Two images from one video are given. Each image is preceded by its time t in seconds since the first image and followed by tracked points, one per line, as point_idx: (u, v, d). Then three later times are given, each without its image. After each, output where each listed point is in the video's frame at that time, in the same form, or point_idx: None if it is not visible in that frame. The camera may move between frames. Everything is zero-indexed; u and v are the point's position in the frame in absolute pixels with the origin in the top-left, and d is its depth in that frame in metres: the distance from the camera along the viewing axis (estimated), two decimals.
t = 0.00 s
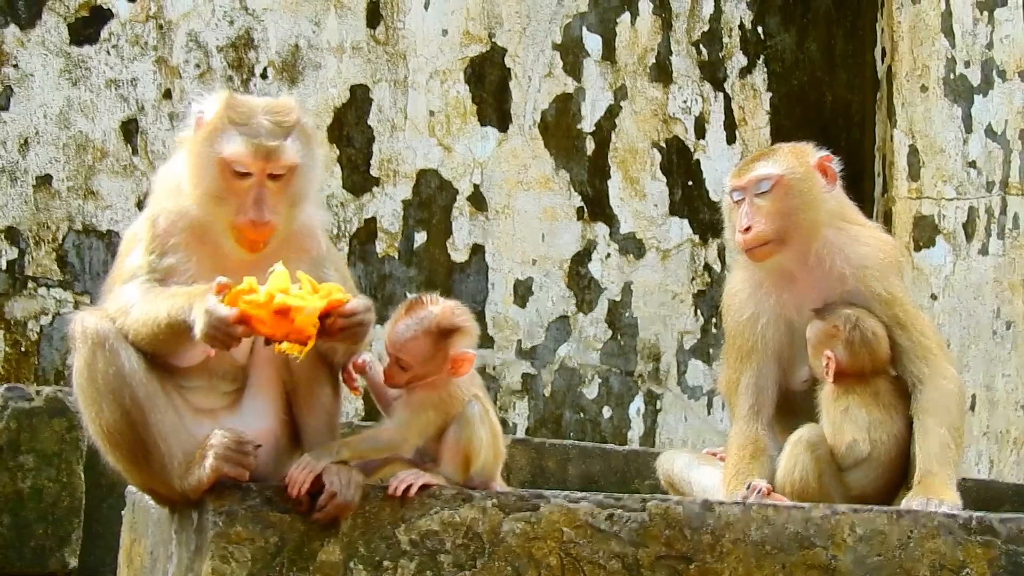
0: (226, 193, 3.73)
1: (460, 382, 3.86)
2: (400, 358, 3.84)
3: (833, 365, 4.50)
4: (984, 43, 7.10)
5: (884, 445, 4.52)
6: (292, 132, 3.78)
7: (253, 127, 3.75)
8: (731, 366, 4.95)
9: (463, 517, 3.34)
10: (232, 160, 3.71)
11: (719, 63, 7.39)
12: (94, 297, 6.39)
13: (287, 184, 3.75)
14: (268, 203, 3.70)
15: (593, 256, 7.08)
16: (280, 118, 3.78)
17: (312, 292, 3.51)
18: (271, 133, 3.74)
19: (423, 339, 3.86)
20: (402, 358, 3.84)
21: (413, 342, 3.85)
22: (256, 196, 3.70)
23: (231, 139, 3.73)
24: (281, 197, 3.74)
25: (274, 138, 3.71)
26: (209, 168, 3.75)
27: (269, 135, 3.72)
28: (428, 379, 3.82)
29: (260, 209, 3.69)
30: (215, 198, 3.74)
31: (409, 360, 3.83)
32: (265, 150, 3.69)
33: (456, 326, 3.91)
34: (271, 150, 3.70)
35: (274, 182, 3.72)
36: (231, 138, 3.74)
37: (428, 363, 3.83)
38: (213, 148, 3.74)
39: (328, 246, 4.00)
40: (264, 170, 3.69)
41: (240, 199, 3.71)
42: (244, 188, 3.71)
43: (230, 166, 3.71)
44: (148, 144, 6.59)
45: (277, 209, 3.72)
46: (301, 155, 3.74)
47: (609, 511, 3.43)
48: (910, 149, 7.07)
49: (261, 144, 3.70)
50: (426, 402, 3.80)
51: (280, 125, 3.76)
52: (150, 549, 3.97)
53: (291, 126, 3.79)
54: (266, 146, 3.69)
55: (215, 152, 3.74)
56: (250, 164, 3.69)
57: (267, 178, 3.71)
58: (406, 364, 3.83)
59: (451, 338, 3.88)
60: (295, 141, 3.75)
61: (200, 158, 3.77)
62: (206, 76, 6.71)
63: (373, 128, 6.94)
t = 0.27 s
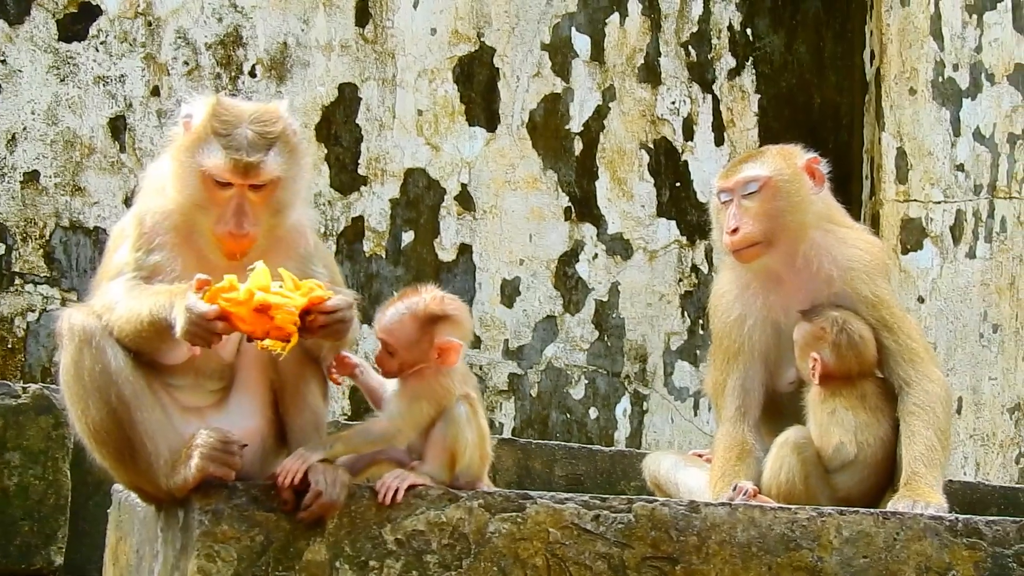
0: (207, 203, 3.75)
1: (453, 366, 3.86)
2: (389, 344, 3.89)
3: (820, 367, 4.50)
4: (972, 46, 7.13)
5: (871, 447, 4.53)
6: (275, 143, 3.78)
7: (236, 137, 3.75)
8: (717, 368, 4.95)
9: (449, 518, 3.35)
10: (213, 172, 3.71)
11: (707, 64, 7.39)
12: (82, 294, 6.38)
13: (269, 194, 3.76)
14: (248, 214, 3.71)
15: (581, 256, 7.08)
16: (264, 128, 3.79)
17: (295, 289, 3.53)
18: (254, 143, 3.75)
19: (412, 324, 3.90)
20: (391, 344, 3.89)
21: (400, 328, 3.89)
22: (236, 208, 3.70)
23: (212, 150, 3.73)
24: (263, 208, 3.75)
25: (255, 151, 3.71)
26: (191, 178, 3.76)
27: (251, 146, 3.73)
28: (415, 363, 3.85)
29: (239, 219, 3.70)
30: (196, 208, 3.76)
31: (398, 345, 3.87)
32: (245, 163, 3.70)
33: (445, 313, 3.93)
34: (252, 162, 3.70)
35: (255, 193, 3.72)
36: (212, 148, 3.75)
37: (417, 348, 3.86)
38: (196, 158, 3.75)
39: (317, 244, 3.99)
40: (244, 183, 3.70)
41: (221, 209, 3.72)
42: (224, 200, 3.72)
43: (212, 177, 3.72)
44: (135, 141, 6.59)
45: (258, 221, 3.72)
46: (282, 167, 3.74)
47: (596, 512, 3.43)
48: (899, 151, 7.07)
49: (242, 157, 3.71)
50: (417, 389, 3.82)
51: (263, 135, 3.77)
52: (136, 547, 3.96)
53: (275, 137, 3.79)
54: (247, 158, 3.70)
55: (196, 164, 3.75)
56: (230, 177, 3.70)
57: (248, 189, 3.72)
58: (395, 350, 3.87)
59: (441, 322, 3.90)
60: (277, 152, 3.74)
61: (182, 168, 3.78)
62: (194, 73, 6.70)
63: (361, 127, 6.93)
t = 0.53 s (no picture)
0: (192, 198, 3.74)
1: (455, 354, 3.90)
2: (391, 328, 3.91)
3: (806, 364, 4.51)
4: (959, 44, 7.15)
5: (857, 445, 4.53)
6: (261, 138, 3.77)
7: (221, 132, 3.73)
8: (704, 365, 4.96)
9: (435, 514, 3.34)
10: (197, 167, 3.70)
11: (694, 61, 7.39)
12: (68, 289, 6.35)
13: (253, 189, 3.76)
14: (232, 210, 3.71)
15: (567, 253, 7.08)
16: (249, 124, 3.77)
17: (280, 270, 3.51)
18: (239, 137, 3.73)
19: (416, 310, 3.93)
20: (394, 329, 3.90)
21: (404, 314, 3.92)
22: (220, 203, 3.70)
23: (197, 143, 3.72)
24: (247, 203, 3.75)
25: (240, 147, 3.70)
26: (176, 173, 3.74)
27: (236, 140, 3.72)
28: (416, 350, 3.87)
29: (223, 214, 3.70)
30: (182, 205, 3.75)
31: (401, 330, 3.90)
32: (230, 158, 3.69)
33: (449, 304, 3.96)
34: (237, 157, 3.69)
35: (240, 188, 3.72)
36: (197, 142, 3.73)
37: (420, 334, 3.89)
38: (181, 153, 3.73)
39: (301, 240, 3.98)
40: (228, 177, 3.69)
41: (205, 205, 3.72)
42: (208, 195, 3.71)
43: (196, 171, 3.70)
44: (122, 136, 6.57)
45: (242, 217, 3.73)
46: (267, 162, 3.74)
47: (582, 509, 3.43)
48: (886, 148, 7.07)
49: (226, 150, 3.69)
50: (418, 372, 3.83)
51: (248, 131, 3.75)
52: (121, 543, 3.94)
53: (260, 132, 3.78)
54: (232, 153, 3.69)
55: (182, 157, 3.73)
56: (215, 172, 3.68)
57: (232, 185, 3.71)
58: (398, 335, 3.89)
59: (445, 310, 3.94)
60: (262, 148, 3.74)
61: (167, 164, 3.77)
62: (181, 68, 6.68)
63: (348, 123, 6.91)
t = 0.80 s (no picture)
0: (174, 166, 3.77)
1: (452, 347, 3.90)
2: (392, 316, 3.90)
3: (795, 360, 4.51)
4: (948, 40, 7.15)
5: (846, 440, 4.55)
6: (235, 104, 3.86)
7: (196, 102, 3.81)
8: (692, 360, 4.97)
9: (423, 509, 3.35)
10: (177, 135, 3.75)
11: (684, 56, 7.38)
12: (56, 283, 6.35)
13: (236, 149, 3.80)
14: (217, 162, 3.74)
15: (556, 248, 7.07)
16: (223, 96, 3.87)
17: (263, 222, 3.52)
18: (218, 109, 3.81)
19: (418, 300, 3.93)
20: (395, 317, 3.90)
21: (406, 304, 3.90)
22: (203, 159, 3.74)
23: (173, 114, 3.79)
24: (231, 161, 3.78)
25: (216, 107, 3.78)
26: (155, 147, 3.80)
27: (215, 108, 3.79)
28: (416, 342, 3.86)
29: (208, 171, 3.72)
30: (167, 179, 3.76)
31: (402, 319, 3.89)
32: (208, 117, 3.76)
33: (451, 297, 3.95)
34: (213, 115, 3.76)
35: (222, 148, 3.77)
36: (173, 113, 3.80)
37: (420, 324, 3.89)
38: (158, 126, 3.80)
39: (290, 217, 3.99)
40: (209, 137, 3.75)
41: (188, 165, 3.75)
42: (191, 159, 3.75)
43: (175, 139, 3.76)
44: (111, 131, 6.57)
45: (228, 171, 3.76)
46: (246, 120, 3.80)
47: (570, 504, 3.45)
48: (875, 144, 7.10)
49: (206, 115, 3.76)
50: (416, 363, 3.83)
51: (222, 99, 3.85)
52: (110, 538, 3.93)
53: (235, 101, 3.87)
54: (212, 116, 3.76)
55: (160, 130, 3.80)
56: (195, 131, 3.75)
57: (213, 144, 3.76)
58: (398, 326, 3.88)
59: (446, 301, 3.94)
60: (238, 108, 3.82)
61: (148, 147, 3.82)
62: (170, 63, 6.69)
63: (337, 117, 6.92)
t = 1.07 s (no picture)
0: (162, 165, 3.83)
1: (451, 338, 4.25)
2: (396, 305, 4.23)
3: (788, 355, 4.52)
4: (942, 35, 7.16)
5: (839, 436, 4.55)
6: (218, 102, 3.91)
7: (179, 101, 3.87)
8: (686, 355, 4.96)
9: (416, 503, 3.36)
10: (162, 134, 3.81)
11: (677, 51, 7.38)
12: (49, 276, 6.35)
13: (221, 146, 3.86)
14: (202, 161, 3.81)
15: (549, 242, 7.08)
16: (205, 94, 3.93)
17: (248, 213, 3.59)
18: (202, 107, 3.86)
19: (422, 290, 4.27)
20: (399, 306, 4.23)
21: (411, 295, 4.25)
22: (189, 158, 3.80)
23: (156, 113, 3.84)
24: (217, 158, 3.85)
25: (199, 104, 3.85)
26: (141, 146, 3.86)
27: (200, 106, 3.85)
28: (419, 329, 4.21)
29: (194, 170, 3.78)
30: (154, 176, 3.81)
31: (406, 307, 4.23)
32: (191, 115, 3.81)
33: (451, 292, 4.30)
34: (197, 113, 3.82)
35: (207, 146, 3.83)
36: (156, 112, 3.86)
37: (422, 313, 4.23)
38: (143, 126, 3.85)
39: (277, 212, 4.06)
40: (193, 135, 3.81)
41: (175, 164, 3.81)
42: (176, 158, 3.81)
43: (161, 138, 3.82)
44: (104, 124, 6.57)
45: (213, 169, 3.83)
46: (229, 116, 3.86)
47: (563, 499, 3.45)
48: (868, 139, 7.07)
49: (192, 112, 3.82)
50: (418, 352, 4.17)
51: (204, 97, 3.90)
52: (104, 531, 3.94)
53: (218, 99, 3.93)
54: (198, 115, 3.81)
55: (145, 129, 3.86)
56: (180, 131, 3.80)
57: (198, 142, 3.82)
58: (403, 313, 4.22)
59: (447, 294, 4.30)
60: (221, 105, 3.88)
61: (134, 146, 3.88)
62: (164, 57, 6.68)
63: (330, 111, 6.91)
